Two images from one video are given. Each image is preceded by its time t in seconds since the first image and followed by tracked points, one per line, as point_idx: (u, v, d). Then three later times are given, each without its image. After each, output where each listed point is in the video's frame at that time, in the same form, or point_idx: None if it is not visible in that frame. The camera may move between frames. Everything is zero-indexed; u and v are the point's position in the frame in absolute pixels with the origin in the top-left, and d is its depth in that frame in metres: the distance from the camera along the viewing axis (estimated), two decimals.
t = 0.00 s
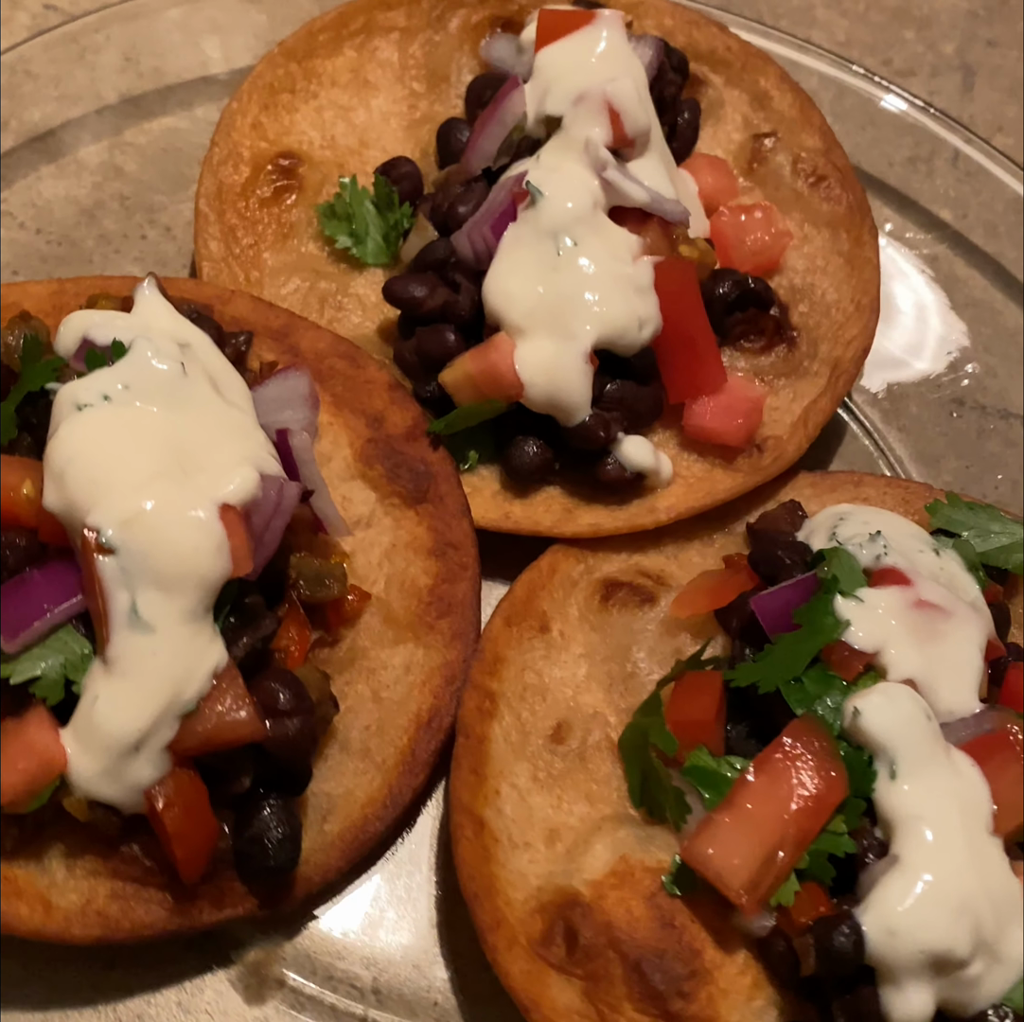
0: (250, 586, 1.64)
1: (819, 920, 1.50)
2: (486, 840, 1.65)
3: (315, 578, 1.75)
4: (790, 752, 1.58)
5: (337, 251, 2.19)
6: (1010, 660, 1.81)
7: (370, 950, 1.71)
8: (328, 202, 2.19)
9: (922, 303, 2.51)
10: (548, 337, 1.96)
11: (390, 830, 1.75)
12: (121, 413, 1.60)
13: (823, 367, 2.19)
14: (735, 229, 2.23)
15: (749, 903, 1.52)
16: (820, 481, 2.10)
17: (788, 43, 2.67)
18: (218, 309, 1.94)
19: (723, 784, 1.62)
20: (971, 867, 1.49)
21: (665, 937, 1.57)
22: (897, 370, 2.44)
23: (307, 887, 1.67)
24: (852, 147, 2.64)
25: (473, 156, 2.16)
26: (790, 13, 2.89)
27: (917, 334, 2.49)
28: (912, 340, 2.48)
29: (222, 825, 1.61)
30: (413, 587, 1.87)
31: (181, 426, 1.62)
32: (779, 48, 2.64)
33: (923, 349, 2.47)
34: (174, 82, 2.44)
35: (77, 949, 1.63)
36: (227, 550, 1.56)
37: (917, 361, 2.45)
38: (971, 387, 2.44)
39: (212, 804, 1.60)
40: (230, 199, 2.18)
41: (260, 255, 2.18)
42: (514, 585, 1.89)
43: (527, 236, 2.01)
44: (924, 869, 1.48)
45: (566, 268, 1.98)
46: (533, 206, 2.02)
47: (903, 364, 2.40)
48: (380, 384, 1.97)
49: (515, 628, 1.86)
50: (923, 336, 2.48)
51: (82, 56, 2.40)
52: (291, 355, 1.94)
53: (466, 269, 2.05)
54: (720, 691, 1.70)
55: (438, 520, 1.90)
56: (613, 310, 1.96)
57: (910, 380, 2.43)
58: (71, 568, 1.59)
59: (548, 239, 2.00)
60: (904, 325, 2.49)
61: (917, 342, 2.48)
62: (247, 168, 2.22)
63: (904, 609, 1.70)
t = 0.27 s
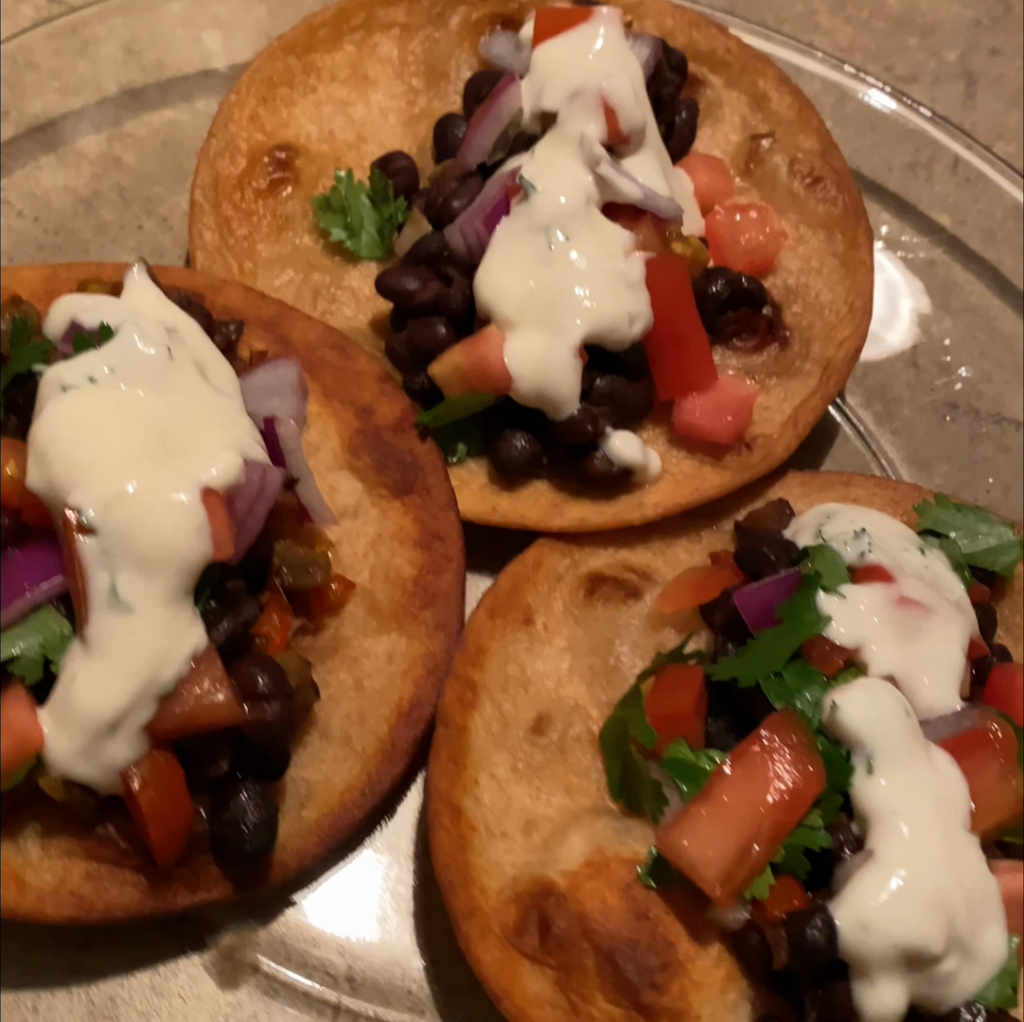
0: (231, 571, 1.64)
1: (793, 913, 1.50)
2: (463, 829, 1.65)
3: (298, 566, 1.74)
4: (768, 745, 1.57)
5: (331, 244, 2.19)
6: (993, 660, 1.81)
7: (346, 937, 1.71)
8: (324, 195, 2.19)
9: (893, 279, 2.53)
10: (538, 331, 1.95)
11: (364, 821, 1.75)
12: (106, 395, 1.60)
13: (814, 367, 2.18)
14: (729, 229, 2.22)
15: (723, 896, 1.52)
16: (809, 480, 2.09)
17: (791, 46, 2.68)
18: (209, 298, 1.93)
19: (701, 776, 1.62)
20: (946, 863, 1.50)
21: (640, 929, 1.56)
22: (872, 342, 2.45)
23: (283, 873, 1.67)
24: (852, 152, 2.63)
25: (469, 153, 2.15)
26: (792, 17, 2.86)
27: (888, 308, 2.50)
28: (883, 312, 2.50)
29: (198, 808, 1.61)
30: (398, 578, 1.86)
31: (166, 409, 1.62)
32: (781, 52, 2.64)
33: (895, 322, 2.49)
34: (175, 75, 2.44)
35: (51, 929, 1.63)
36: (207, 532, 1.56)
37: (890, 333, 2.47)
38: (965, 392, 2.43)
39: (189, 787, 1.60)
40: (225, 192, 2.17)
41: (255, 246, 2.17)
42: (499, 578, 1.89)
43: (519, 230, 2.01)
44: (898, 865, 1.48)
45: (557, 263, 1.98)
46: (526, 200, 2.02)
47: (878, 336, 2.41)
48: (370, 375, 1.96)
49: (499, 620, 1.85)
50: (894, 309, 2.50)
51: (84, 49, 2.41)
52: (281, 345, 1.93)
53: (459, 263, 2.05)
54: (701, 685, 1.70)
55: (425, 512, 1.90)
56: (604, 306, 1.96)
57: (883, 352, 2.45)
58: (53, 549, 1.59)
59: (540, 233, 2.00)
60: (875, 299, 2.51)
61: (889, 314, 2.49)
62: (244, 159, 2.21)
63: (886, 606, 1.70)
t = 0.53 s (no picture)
0: (217, 551, 1.63)
1: (770, 902, 1.50)
2: (442, 813, 1.64)
3: (284, 550, 1.73)
4: (749, 733, 1.57)
5: (327, 232, 2.17)
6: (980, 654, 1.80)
7: (324, 921, 1.71)
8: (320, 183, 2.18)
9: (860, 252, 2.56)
10: (529, 319, 1.95)
11: (346, 803, 1.75)
12: (92, 373, 1.60)
13: (808, 361, 2.18)
14: (725, 223, 2.22)
15: (700, 883, 1.52)
16: (801, 475, 2.09)
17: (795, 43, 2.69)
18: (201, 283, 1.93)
19: (682, 764, 1.63)
20: (925, 854, 1.49)
21: (616, 915, 1.56)
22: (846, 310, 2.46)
23: (261, 855, 1.66)
24: (852, 152, 2.62)
25: (465, 141, 2.15)
26: (796, 15, 2.79)
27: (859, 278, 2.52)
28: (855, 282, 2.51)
29: (177, 787, 1.60)
30: (384, 564, 1.85)
31: (151, 387, 1.62)
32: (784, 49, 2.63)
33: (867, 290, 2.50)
34: (176, 64, 2.43)
35: (31, 906, 1.64)
36: (190, 511, 1.55)
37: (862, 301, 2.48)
38: (960, 390, 2.42)
39: (169, 766, 1.59)
40: (223, 177, 2.19)
41: (249, 232, 2.17)
42: (485, 566, 1.89)
43: (513, 219, 2.01)
44: (877, 855, 1.48)
45: (550, 252, 1.98)
46: (520, 189, 2.02)
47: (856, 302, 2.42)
48: (360, 360, 1.95)
49: (485, 608, 1.85)
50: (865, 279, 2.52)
51: (85, 36, 2.42)
52: (273, 329, 1.93)
53: (453, 252, 2.04)
54: (685, 673, 1.69)
55: (413, 498, 1.88)
56: (596, 295, 1.96)
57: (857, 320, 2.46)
58: (36, 526, 1.60)
59: (533, 222, 2.00)
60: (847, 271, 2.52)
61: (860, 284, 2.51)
62: (241, 146, 2.22)
63: (872, 597, 1.69)
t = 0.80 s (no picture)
0: (204, 528, 1.61)
1: (756, 886, 1.50)
2: (428, 795, 1.63)
3: (274, 530, 1.72)
4: (738, 717, 1.56)
5: (324, 216, 2.14)
6: (974, 643, 1.78)
7: (309, 903, 1.70)
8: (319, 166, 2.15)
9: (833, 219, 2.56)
10: (525, 302, 1.93)
11: (334, 783, 1.73)
12: (81, 347, 1.59)
13: (806, 349, 2.16)
14: (724, 210, 2.20)
15: (686, 867, 1.51)
16: (798, 463, 2.07)
17: (801, 37, 2.68)
18: (196, 263, 1.91)
19: (669, 748, 1.62)
20: (913, 840, 1.48)
21: (600, 899, 1.55)
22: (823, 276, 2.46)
23: (246, 834, 1.66)
24: (858, 145, 2.61)
25: (465, 126, 2.13)
26: (801, 9, 2.74)
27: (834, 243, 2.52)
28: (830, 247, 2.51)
29: (161, 766, 1.60)
30: (375, 546, 1.84)
31: (141, 362, 1.60)
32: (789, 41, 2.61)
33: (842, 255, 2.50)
34: (178, 48, 2.42)
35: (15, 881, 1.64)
36: (177, 486, 1.54)
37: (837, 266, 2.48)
38: (960, 382, 2.40)
39: (153, 745, 1.59)
40: (221, 159, 2.16)
41: (246, 214, 2.14)
42: (477, 550, 1.87)
43: (510, 201, 1.98)
44: (865, 840, 1.46)
45: (547, 236, 1.96)
46: (518, 172, 2.00)
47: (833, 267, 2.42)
48: (354, 341, 1.93)
49: (476, 592, 1.83)
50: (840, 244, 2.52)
51: (87, 19, 2.41)
52: (267, 309, 1.91)
53: (450, 236, 2.02)
54: (676, 658, 1.68)
55: (405, 481, 1.87)
56: (592, 280, 1.94)
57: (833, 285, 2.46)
58: (22, 499, 1.58)
59: (530, 206, 1.98)
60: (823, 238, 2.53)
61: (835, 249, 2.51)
62: (239, 127, 2.19)
63: (864, 583, 1.68)
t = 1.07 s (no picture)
0: (191, 504, 1.59)
1: (749, 872, 1.47)
2: (417, 777, 1.59)
3: (265, 508, 1.67)
4: (732, 700, 1.53)
5: (322, 194, 2.10)
6: (977, 630, 1.75)
7: (294, 885, 1.67)
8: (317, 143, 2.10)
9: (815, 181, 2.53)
10: (524, 281, 1.89)
11: (321, 764, 1.71)
12: (68, 315, 1.55)
13: (810, 332, 2.12)
14: (728, 192, 2.15)
15: (678, 852, 1.48)
16: (801, 448, 2.03)
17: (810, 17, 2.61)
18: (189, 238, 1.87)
19: (663, 732, 1.59)
20: (910, 827, 1.46)
21: (591, 883, 1.52)
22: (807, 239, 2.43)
23: (231, 815, 1.63)
24: (865, 131, 2.56)
25: (465, 103, 2.08)
26: None
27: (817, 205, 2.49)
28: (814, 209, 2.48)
29: (145, 744, 1.56)
30: (368, 526, 1.80)
31: (129, 332, 1.57)
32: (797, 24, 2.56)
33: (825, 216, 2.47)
34: (176, 22, 2.37)
35: None
36: (164, 459, 1.51)
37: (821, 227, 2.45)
38: (967, 369, 2.37)
39: (137, 723, 1.55)
40: (216, 135, 2.10)
41: (243, 191, 2.09)
42: (471, 531, 1.84)
43: (509, 179, 1.95)
44: (861, 825, 1.45)
45: (546, 213, 1.92)
46: (518, 149, 1.96)
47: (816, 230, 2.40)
48: (350, 319, 1.90)
49: (469, 573, 1.79)
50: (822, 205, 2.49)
51: None
52: (261, 285, 1.87)
53: (450, 214, 1.98)
54: (671, 641, 1.65)
55: (400, 460, 1.83)
56: (592, 259, 1.90)
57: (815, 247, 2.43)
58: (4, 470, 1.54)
59: (530, 182, 1.94)
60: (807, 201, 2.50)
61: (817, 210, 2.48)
62: (236, 102, 2.12)
63: (864, 566, 1.65)
